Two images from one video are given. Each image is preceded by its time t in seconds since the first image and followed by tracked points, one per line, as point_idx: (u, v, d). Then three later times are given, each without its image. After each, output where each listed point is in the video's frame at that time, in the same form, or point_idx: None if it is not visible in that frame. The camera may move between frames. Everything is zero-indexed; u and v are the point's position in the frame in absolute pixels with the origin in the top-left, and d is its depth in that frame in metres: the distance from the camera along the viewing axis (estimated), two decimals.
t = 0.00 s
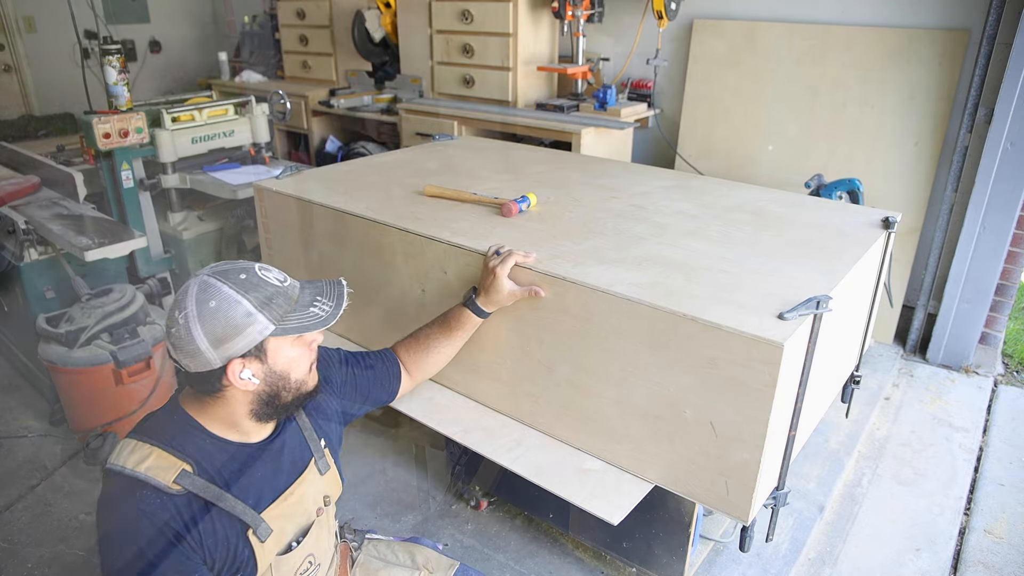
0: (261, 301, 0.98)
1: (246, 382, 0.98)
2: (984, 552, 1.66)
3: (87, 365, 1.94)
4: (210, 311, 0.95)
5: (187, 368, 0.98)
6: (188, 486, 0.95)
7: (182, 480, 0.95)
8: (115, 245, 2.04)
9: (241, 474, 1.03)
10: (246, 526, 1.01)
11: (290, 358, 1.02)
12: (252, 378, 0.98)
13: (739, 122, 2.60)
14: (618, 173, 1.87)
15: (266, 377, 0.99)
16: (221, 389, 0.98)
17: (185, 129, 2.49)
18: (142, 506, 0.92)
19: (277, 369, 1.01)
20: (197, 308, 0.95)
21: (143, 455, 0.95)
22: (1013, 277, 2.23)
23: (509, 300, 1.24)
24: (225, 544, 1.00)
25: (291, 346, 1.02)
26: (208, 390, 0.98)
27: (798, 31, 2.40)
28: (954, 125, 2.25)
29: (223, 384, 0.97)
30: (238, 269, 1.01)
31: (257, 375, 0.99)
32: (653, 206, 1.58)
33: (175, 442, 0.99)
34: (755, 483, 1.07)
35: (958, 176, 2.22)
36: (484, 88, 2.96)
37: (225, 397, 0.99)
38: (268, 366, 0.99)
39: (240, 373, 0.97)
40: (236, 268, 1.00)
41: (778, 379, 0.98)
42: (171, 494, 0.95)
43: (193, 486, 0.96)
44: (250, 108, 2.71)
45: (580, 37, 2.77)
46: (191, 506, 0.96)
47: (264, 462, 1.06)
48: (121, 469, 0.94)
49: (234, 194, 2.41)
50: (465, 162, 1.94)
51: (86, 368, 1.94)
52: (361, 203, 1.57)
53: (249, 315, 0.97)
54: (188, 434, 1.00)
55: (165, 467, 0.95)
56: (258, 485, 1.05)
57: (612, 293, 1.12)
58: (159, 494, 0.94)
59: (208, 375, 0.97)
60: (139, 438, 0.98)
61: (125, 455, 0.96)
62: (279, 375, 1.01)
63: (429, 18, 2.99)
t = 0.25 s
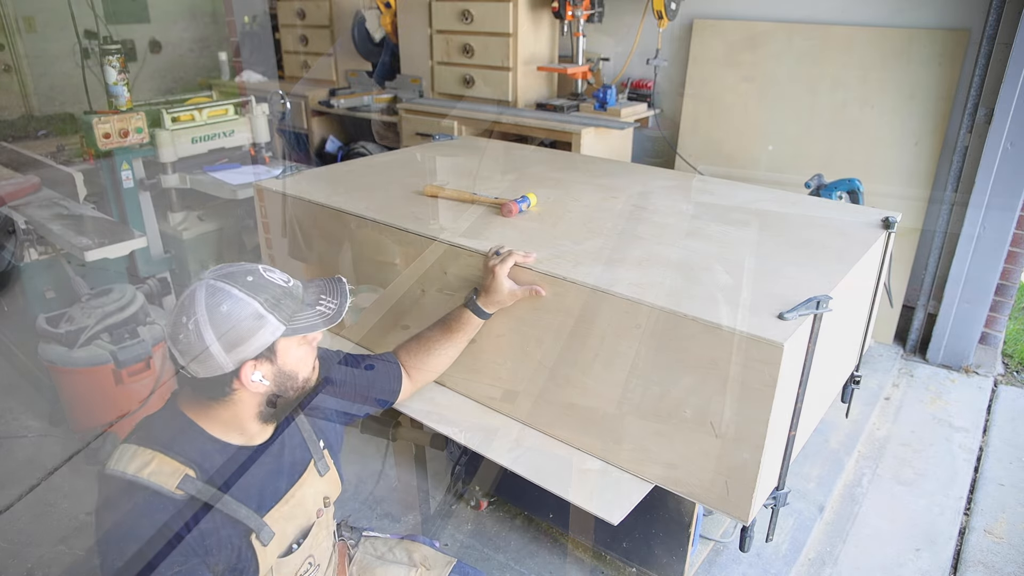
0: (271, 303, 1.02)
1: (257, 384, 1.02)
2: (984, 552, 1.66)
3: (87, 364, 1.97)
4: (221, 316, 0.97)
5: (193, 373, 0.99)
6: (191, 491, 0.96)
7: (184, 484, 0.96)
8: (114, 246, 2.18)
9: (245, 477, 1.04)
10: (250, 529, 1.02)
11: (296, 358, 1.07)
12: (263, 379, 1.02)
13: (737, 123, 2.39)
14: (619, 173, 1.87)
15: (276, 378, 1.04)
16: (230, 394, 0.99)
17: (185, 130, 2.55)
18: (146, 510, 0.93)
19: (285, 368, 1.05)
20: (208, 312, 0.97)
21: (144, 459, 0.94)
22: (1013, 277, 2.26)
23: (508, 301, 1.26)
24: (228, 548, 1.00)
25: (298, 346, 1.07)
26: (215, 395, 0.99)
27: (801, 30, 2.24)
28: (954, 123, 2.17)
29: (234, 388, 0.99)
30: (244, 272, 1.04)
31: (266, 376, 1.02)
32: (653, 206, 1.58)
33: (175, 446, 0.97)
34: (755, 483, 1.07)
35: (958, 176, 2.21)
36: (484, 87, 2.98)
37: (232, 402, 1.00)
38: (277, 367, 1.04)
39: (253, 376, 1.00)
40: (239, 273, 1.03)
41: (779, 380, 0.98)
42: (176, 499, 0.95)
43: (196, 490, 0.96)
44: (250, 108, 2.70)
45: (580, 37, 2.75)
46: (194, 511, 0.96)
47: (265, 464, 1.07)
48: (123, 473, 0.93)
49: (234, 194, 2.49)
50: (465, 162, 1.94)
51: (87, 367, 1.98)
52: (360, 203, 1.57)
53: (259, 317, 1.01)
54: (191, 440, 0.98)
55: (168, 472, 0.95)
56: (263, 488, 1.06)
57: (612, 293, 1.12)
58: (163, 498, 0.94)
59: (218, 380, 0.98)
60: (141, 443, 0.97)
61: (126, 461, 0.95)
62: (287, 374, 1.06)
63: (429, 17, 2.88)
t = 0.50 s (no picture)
0: (268, 302, 1.04)
1: (256, 382, 1.03)
2: (984, 552, 1.66)
3: (86, 363, 2.00)
4: (219, 315, 0.98)
5: (190, 372, 0.99)
6: (190, 489, 0.96)
7: (183, 483, 0.96)
8: (114, 247, 2.52)
9: (247, 476, 1.04)
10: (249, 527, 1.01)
11: (294, 356, 1.09)
12: (260, 377, 1.03)
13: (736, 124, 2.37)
14: (619, 173, 1.87)
15: (274, 375, 1.05)
16: (230, 392, 1.01)
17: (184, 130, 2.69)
18: (148, 510, 0.94)
19: (283, 366, 1.07)
20: (206, 312, 0.98)
21: (143, 459, 0.94)
22: (1013, 277, 2.28)
23: (507, 300, 1.26)
24: (228, 547, 0.98)
25: (295, 344, 1.08)
26: (214, 394, 1.00)
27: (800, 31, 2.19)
28: (954, 123, 2.14)
29: (234, 386, 1.01)
30: (241, 270, 1.06)
31: (263, 374, 1.03)
32: (653, 206, 1.58)
33: (173, 446, 0.97)
34: (755, 483, 1.07)
35: (958, 176, 2.21)
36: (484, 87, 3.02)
37: (231, 399, 1.02)
38: (274, 364, 1.05)
39: (252, 374, 1.02)
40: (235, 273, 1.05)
41: (779, 379, 0.98)
42: (173, 497, 0.96)
43: (194, 488, 0.96)
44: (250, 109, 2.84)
45: (580, 37, 2.69)
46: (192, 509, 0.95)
47: (264, 462, 1.07)
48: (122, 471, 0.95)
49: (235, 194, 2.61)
50: (465, 162, 1.94)
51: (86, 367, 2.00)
52: (360, 203, 1.57)
53: (257, 315, 1.02)
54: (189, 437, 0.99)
55: (167, 472, 0.95)
56: (264, 486, 1.06)
57: (612, 293, 1.13)
58: (162, 497, 0.95)
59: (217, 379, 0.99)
60: (140, 443, 0.97)
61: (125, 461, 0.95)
62: (285, 372, 1.08)
63: (429, 17, 2.93)
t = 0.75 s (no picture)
0: (262, 304, 1.08)
1: (252, 384, 1.05)
2: (984, 552, 1.65)
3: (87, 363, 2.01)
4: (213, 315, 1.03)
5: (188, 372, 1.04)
6: (188, 488, 0.96)
7: (182, 482, 0.96)
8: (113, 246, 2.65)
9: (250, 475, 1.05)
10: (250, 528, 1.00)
11: (293, 358, 1.10)
12: (256, 379, 1.05)
13: (736, 124, 2.35)
14: (619, 173, 1.87)
15: (270, 377, 1.07)
16: (225, 393, 1.04)
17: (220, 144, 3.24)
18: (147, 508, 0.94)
19: (282, 368, 1.08)
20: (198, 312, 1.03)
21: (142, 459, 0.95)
22: (1013, 277, 2.28)
23: (508, 299, 1.26)
24: (230, 550, 0.95)
25: (294, 346, 1.10)
26: (211, 395, 1.04)
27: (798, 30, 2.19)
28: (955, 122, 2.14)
29: (229, 386, 1.04)
30: (239, 274, 1.12)
31: (260, 375, 1.05)
32: (653, 206, 1.58)
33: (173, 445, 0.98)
34: (755, 483, 1.07)
35: (959, 176, 2.22)
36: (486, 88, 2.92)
37: (228, 400, 1.05)
38: (272, 366, 1.07)
39: (247, 376, 1.04)
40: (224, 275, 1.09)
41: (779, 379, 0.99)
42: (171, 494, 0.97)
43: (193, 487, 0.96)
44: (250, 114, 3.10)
45: (581, 38, 2.59)
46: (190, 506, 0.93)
47: (266, 463, 1.08)
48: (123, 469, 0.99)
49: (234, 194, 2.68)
50: (465, 162, 1.94)
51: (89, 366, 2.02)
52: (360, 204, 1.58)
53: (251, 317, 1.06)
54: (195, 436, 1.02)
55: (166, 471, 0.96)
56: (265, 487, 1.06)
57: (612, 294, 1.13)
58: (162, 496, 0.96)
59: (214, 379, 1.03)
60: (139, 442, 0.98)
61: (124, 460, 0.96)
62: (284, 374, 1.09)
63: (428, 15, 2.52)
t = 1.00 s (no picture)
0: (258, 305, 1.13)
1: (248, 384, 1.06)
2: (984, 552, 1.65)
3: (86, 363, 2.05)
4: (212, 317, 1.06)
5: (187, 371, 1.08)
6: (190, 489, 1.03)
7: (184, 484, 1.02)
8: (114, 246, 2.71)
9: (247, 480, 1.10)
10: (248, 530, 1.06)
11: (291, 359, 1.09)
12: (254, 379, 1.05)
13: (737, 123, 2.31)
14: (619, 173, 1.87)
15: (266, 378, 1.06)
16: (223, 392, 1.06)
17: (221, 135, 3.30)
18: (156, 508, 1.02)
19: (280, 368, 1.07)
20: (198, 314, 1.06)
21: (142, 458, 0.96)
22: (1013, 277, 2.30)
23: (506, 298, 1.26)
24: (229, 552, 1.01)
25: (293, 346, 1.10)
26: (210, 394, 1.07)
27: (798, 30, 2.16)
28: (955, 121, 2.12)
29: (227, 386, 1.06)
30: (236, 276, 1.17)
31: (257, 375, 1.06)
32: (653, 206, 1.59)
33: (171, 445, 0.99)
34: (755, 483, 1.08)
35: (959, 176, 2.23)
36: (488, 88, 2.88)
37: (229, 400, 1.07)
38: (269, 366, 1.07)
39: (242, 376, 1.05)
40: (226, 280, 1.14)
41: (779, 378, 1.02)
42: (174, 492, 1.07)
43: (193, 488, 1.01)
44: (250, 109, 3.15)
45: (581, 38, 2.62)
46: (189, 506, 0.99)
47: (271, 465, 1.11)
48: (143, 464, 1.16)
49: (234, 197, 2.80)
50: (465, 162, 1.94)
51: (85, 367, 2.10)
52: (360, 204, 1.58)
53: (249, 318, 1.10)
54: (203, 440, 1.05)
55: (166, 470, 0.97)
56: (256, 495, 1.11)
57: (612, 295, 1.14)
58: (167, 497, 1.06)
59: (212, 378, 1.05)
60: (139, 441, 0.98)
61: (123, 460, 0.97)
62: (281, 376, 1.07)
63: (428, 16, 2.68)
